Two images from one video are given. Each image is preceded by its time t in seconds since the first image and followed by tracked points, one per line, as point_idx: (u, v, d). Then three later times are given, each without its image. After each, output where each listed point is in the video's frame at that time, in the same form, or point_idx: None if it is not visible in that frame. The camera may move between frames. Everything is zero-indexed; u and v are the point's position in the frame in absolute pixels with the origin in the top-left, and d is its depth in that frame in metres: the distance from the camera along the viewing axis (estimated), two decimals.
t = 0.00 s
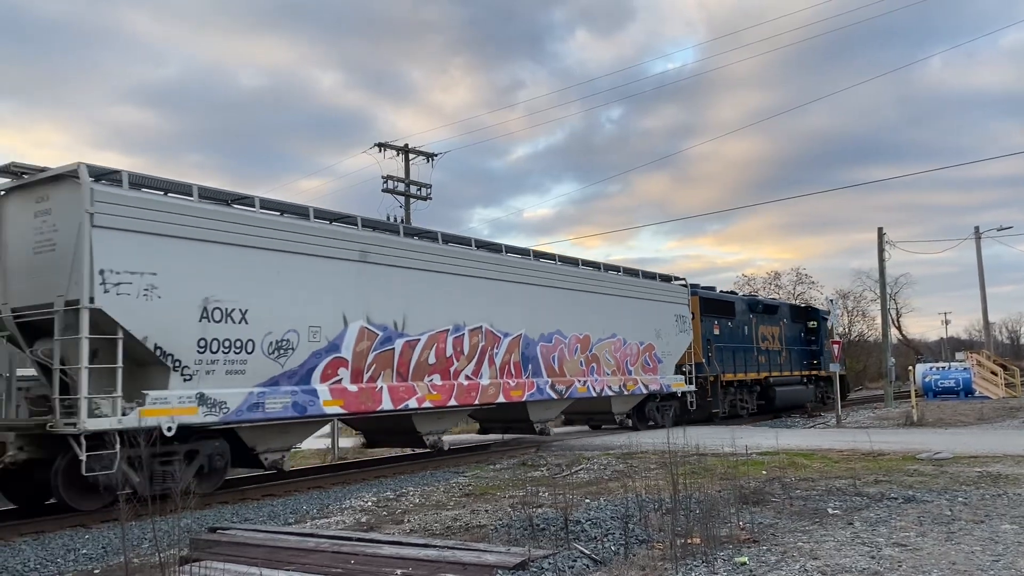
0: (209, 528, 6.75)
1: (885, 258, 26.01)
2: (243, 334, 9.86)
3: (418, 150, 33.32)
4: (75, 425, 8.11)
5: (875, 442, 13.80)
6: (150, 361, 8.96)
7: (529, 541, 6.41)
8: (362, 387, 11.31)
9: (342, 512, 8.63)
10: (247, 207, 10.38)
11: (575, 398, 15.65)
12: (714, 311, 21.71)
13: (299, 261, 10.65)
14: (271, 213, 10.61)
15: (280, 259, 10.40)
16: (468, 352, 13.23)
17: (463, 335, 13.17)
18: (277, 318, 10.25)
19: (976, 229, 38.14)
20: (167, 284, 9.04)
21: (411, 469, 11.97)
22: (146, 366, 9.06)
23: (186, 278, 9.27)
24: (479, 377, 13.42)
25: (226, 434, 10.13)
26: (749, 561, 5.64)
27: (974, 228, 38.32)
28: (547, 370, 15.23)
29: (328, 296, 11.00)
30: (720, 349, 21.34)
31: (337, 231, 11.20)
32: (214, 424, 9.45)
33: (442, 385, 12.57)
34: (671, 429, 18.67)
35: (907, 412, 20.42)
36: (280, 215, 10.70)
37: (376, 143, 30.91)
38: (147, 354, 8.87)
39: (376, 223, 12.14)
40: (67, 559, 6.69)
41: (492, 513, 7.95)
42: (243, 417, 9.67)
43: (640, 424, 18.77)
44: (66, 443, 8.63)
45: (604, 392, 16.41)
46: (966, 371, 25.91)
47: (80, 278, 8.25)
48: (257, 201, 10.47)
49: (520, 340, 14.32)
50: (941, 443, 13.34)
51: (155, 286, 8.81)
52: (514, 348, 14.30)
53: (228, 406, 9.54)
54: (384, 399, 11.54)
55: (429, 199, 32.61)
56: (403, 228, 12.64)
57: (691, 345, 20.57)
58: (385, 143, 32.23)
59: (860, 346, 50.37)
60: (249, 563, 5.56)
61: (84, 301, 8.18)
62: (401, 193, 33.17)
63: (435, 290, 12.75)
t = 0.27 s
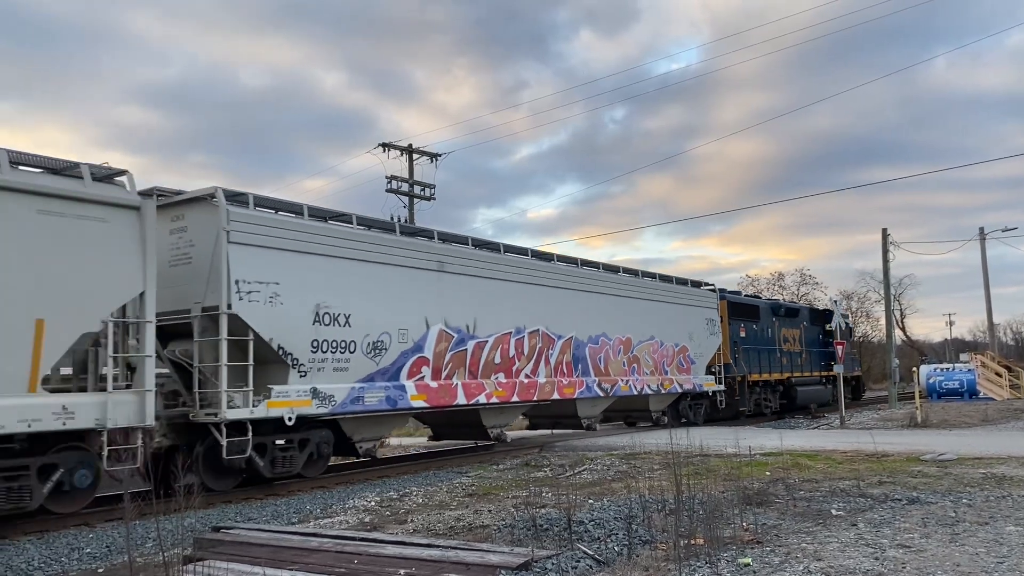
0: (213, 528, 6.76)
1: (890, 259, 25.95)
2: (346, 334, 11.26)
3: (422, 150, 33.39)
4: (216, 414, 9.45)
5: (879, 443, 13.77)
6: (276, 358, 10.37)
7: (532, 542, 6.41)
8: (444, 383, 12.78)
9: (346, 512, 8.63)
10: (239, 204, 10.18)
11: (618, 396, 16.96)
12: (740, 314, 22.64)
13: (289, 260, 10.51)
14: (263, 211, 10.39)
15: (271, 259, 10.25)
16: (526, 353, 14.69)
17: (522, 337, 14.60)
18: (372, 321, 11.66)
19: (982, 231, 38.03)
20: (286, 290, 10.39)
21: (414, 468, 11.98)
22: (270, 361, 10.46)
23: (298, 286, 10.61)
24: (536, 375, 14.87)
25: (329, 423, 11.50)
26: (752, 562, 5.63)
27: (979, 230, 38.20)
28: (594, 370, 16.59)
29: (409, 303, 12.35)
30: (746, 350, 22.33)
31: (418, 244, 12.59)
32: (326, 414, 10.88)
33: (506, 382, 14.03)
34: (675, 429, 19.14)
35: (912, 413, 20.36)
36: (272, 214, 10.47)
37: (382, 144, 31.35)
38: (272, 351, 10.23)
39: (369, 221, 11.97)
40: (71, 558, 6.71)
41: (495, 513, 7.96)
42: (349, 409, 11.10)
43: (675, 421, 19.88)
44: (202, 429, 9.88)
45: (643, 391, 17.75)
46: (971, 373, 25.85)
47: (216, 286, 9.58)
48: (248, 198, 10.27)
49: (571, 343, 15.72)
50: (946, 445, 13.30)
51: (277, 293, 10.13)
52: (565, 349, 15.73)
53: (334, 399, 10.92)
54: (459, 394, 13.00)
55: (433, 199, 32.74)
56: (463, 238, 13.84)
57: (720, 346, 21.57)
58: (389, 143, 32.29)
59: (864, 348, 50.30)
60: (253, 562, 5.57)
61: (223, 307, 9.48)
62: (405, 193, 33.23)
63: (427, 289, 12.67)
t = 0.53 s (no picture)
0: (217, 527, 6.77)
1: (894, 259, 25.89)
2: (429, 337, 12.40)
3: (426, 151, 33.43)
4: (325, 407, 10.73)
5: (883, 444, 13.73)
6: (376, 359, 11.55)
7: (536, 542, 6.42)
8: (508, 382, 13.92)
9: (349, 512, 8.64)
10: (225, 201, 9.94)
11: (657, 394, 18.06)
12: (765, 318, 23.70)
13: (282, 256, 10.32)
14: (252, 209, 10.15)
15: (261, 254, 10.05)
16: (579, 354, 15.83)
17: (575, 339, 15.72)
18: (451, 326, 12.81)
19: (986, 232, 37.90)
20: (383, 298, 11.55)
21: (418, 468, 12.00)
22: (366, 361, 11.64)
23: (392, 294, 11.77)
24: (588, 375, 16.01)
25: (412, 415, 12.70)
26: (756, 563, 5.62)
27: (984, 231, 38.10)
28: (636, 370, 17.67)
29: (477, 309, 13.44)
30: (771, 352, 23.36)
31: (485, 255, 13.70)
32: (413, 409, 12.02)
33: (561, 381, 15.18)
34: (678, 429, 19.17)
35: (916, 414, 20.28)
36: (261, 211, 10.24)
37: (386, 144, 31.49)
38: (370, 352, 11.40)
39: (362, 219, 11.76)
40: (75, 557, 6.72)
41: (499, 513, 7.98)
42: (432, 404, 12.26)
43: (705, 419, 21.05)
44: (311, 420, 11.04)
45: (679, 390, 18.85)
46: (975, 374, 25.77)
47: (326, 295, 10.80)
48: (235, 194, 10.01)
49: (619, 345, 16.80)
50: (950, 446, 13.27)
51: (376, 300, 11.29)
52: (612, 350, 16.81)
53: (419, 394, 12.07)
54: (521, 391, 14.14)
55: (437, 199, 32.79)
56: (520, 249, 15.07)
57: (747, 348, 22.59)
58: (393, 143, 32.32)
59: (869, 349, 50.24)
60: (256, 562, 5.58)
61: (332, 312, 10.71)
62: (409, 194, 33.29)
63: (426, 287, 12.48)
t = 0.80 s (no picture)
0: (222, 527, 6.78)
1: (898, 261, 25.81)
2: (498, 340, 13.74)
3: (430, 151, 33.54)
4: (411, 403, 12.03)
5: (887, 446, 13.70)
6: (453, 359, 12.87)
7: (539, 543, 6.42)
8: (562, 381, 15.19)
9: (353, 512, 8.65)
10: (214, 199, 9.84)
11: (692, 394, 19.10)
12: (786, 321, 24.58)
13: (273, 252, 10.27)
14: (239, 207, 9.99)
15: (252, 250, 9.99)
16: (623, 355, 16.99)
17: (620, 341, 16.92)
18: (515, 330, 14.09)
19: (992, 233, 37.74)
20: (460, 306, 12.91)
21: (421, 468, 12.03)
22: (443, 361, 12.95)
23: (466, 299, 13.10)
24: (632, 375, 17.20)
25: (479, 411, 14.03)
26: (760, 564, 5.61)
27: (990, 232, 37.95)
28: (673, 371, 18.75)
29: (537, 315, 14.77)
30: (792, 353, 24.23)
31: (540, 265, 15.00)
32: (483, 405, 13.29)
33: (608, 381, 16.39)
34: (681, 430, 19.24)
35: (921, 416, 20.20)
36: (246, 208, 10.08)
37: (390, 145, 31.59)
38: (448, 353, 12.75)
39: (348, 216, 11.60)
40: (79, 557, 6.74)
41: (502, 514, 7.99)
42: (501, 400, 13.59)
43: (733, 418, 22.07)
44: (397, 415, 12.40)
45: (712, 390, 19.85)
46: (979, 376, 25.67)
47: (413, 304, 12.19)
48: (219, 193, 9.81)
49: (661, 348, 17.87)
50: (954, 448, 13.23)
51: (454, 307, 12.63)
52: (652, 352, 17.84)
53: (490, 391, 13.40)
54: (575, 390, 15.41)
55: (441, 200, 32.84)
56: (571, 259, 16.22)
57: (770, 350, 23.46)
58: (397, 143, 32.36)
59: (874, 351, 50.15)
60: (260, 561, 5.60)
61: (418, 318, 12.07)
62: (413, 194, 33.38)
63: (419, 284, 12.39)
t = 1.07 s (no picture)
0: (225, 527, 6.79)
1: (902, 261, 25.76)
2: (555, 342, 14.75)
3: (433, 151, 33.63)
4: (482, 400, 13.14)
5: (891, 447, 13.67)
6: (518, 360, 13.90)
7: (543, 543, 6.42)
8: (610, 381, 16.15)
9: (357, 512, 8.66)
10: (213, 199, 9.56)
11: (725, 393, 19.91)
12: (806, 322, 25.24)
13: (274, 254, 10.03)
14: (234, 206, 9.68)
15: (252, 252, 9.76)
16: (664, 356, 17.84)
17: (661, 343, 17.78)
18: (571, 334, 15.14)
19: (997, 234, 37.61)
20: (524, 311, 13.97)
21: (425, 468, 12.06)
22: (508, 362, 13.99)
23: (529, 306, 14.18)
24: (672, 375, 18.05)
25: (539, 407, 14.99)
26: (764, 565, 5.61)
27: (995, 233, 37.83)
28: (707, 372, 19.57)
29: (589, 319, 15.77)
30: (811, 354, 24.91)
31: (590, 273, 15.98)
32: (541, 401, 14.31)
33: (650, 381, 17.28)
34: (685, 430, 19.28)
35: (925, 416, 20.13)
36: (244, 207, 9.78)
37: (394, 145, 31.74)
38: (513, 354, 13.77)
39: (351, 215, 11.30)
40: (83, 556, 6.75)
41: (506, 514, 7.99)
42: (557, 398, 14.62)
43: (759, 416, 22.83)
44: (469, 409, 13.53)
45: (743, 389, 20.66)
46: (984, 376, 25.60)
47: (483, 308, 13.28)
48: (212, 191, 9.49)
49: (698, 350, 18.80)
50: (959, 449, 13.19)
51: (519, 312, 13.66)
52: (688, 354, 18.65)
53: (548, 390, 14.43)
54: (621, 390, 16.32)
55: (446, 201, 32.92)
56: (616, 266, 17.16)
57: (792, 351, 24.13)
58: (401, 143, 32.45)
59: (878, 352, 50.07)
60: (264, 561, 5.61)
61: (490, 323, 13.17)
62: (416, 194, 33.47)
63: (423, 289, 12.18)
